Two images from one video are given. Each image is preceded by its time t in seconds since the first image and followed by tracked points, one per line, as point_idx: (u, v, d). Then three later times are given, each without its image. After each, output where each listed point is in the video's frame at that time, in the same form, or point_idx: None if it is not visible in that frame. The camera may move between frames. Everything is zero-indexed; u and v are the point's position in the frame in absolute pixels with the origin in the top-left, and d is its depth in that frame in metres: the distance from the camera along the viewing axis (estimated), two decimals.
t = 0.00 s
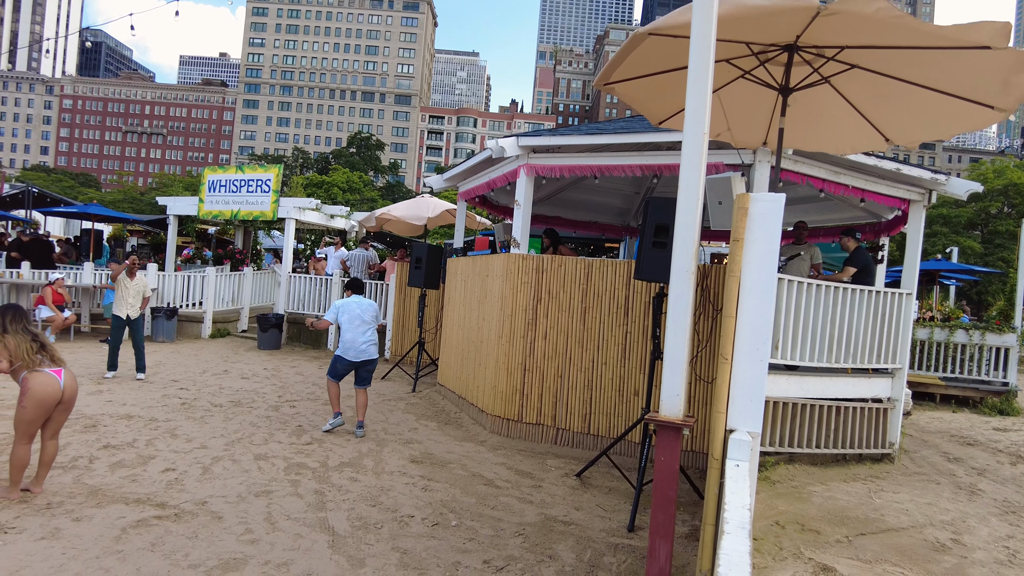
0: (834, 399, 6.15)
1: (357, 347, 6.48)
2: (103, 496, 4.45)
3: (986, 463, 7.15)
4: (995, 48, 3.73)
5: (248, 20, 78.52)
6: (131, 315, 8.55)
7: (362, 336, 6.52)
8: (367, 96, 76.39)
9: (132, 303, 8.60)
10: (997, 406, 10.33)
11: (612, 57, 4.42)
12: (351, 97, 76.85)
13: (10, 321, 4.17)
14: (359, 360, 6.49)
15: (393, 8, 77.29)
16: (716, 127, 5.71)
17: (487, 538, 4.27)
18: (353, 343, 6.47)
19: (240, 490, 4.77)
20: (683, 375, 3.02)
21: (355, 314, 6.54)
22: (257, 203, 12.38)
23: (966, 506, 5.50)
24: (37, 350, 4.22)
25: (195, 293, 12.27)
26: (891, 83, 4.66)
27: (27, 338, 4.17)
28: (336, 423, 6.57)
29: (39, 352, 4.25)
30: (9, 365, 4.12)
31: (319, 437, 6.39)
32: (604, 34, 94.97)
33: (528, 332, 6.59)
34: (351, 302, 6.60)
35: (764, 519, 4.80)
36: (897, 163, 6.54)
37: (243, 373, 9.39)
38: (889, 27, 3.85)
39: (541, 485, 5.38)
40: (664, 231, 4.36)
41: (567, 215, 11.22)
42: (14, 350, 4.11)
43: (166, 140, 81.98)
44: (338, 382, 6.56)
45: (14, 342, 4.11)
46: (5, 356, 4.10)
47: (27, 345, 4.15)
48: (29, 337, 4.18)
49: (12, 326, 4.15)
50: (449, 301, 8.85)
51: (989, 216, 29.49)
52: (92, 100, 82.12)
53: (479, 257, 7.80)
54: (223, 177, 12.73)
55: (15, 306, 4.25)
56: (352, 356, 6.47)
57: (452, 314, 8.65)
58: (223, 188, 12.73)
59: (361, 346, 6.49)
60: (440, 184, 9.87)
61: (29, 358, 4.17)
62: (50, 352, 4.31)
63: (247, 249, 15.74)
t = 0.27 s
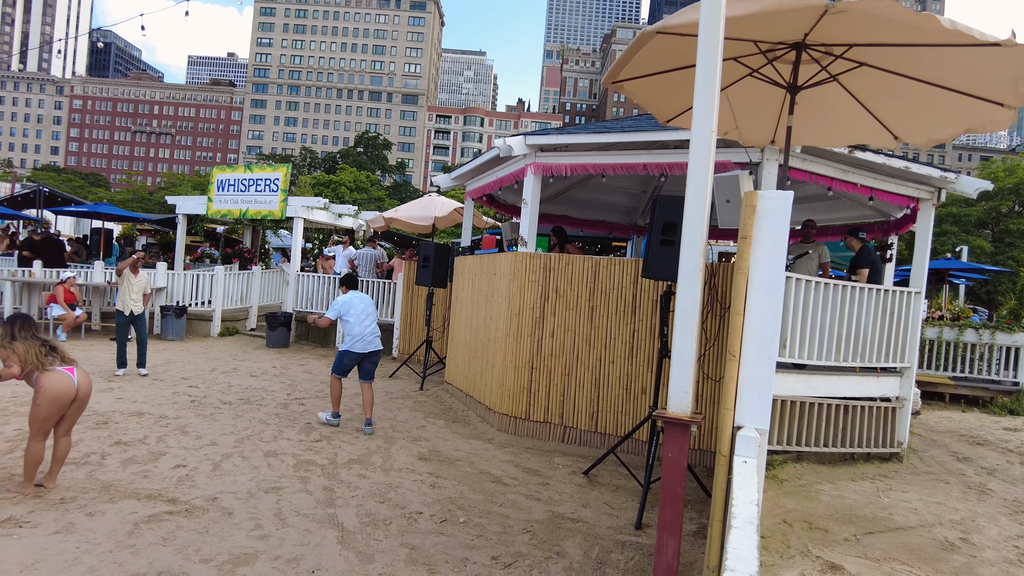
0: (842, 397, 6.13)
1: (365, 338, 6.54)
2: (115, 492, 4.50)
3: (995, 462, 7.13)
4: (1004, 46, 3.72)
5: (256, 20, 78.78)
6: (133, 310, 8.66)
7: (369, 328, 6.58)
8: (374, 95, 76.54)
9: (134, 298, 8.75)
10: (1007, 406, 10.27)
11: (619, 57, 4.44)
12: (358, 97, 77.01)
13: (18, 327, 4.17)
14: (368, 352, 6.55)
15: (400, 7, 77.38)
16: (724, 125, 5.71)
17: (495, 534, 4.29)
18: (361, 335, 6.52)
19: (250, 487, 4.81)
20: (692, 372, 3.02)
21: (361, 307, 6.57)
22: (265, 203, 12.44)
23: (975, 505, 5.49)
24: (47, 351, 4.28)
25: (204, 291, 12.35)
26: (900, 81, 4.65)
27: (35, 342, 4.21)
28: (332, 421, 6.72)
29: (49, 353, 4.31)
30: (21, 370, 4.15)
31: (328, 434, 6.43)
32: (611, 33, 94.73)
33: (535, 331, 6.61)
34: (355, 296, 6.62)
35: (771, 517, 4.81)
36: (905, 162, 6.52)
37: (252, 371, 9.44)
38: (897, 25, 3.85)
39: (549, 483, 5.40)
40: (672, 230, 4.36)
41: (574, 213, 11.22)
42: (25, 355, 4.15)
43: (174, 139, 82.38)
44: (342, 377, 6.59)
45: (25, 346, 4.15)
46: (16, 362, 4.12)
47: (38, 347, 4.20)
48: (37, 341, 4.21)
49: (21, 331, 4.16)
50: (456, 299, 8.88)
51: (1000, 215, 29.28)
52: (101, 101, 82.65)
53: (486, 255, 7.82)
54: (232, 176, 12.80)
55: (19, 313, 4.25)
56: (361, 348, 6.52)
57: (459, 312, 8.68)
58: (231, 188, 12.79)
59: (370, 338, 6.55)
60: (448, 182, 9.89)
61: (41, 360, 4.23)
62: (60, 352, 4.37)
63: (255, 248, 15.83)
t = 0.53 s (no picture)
0: (856, 396, 6.11)
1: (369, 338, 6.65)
2: (135, 485, 4.58)
3: (1013, 463, 7.06)
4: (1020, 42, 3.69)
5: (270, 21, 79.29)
6: (150, 309, 8.76)
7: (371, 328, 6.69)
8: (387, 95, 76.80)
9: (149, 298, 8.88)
10: None
11: (631, 54, 4.45)
12: (371, 97, 77.32)
13: (38, 331, 4.24)
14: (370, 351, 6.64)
15: (412, 7, 77.58)
16: (737, 123, 5.71)
17: (508, 530, 4.32)
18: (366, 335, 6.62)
19: (266, 481, 4.88)
20: (704, 367, 3.03)
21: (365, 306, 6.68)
22: (280, 202, 12.56)
23: (992, 505, 5.45)
24: (69, 351, 4.36)
25: (219, 290, 12.48)
26: (914, 78, 4.64)
27: (56, 344, 4.29)
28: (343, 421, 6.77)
29: (70, 354, 4.39)
30: (45, 372, 4.22)
31: (342, 431, 6.50)
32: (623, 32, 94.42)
33: (548, 329, 6.63)
34: (357, 297, 6.72)
35: (784, 515, 4.81)
36: (920, 159, 6.47)
37: (267, 369, 9.55)
38: (912, 21, 3.83)
39: (561, 480, 5.42)
40: (685, 227, 4.37)
41: (586, 212, 11.24)
42: (48, 356, 4.23)
43: (189, 140, 83.14)
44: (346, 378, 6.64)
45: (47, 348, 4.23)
46: (40, 364, 4.20)
47: (60, 348, 4.29)
48: (58, 342, 4.29)
49: (42, 334, 4.24)
50: (469, 297, 8.92)
51: (1018, 213, 28.89)
52: (117, 102, 83.59)
53: (499, 254, 7.86)
54: (247, 176, 12.92)
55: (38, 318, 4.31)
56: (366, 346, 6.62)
57: (472, 311, 8.72)
58: (247, 187, 12.90)
59: (374, 337, 6.69)
60: (460, 181, 9.92)
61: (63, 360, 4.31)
62: (80, 352, 4.47)
63: (270, 247, 15.97)
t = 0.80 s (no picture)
0: (881, 395, 6.05)
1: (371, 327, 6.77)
2: (165, 478, 4.70)
3: None
4: None
5: (293, 23, 80.21)
6: (178, 307, 8.96)
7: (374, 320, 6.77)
8: (408, 96, 77.22)
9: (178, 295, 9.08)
10: None
11: (651, 51, 4.46)
12: (392, 97, 77.83)
13: (79, 318, 4.44)
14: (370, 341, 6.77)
15: (434, 8, 77.91)
16: (759, 120, 5.68)
17: (530, 525, 4.35)
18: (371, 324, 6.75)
19: (292, 475, 4.97)
20: (725, 362, 3.02)
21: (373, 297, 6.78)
22: (304, 202, 12.72)
23: (1022, 507, 5.36)
24: (104, 341, 4.50)
25: (245, 289, 12.68)
26: (940, 73, 4.58)
27: (93, 331, 4.45)
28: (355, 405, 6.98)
29: (107, 343, 4.53)
30: (81, 358, 4.40)
31: (366, 426, 6.59)
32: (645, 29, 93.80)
33: (569, 326, 6.65)
34: (363, 289, 6.84)
35: (808, 514, 4.78)
36: (948, 155, 6.37)
37: (292, 366, 9.70)
38: (937, 14, 3.79)
39: (582, 477, 5.44)
40: (706, 225, 4.35)
41: (608, 210, 11.24)
42: (84, 344, 4.40)
43: (215, 142, 84.40)
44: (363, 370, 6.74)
45: (85, 334, 4.41)
46: (77, 351, 4.39)
47: (95, 337, 4.44)
48: (94, 331, 4.45)
49: (82, 321, 4.43)
50: (490, 296, 8.97)
51: None
52: (145, 105, 85.16)
53: (520, 252, 7.90)
54: (272, 177, 13.10)
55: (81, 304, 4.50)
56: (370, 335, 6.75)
57: (493, 309, 8.77)
58: (272, 188, 13.09)
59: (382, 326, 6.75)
60: (481, 180, 9.95)
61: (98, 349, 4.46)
62: (116, 344, 4.60)
63: (295, 247, 16.19)
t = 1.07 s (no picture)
0: (922, 395, 5.92)
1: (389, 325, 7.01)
2: (208, 469, 4.87)
3: None
4: None
5: (328, 27, 81.43)
6: (223, 306, 9.25)
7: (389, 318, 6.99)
8: (441, 97, 77.72)
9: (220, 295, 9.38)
10: None
11: (682, 47, 4.46)
12: (425, 98, 78.44)
13: (141, 297, 4.70)
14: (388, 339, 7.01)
15: (466, 9, 78.26)
16: (793, 116, 5.62)
17: (562, 520, 4.37)
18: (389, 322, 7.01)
19: (329, 468, 5.09)
20: (757, 358, 3.02)
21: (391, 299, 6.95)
22: (340, 203, 12.92)
23: None
24: (154, 329, 4.67)
25: (282, 288, 12.94)
26: (982, 64, 4.48)
27: (148, 315, 4.68)
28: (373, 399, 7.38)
29: (155, 332, 4.69)
30: (129, 339, 4.64)
31: (400, 422, 6.70)
32: (679, 26, 92.77)
33: (601, 324, 6.67)
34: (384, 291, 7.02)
35: (844, 514, 4.72)
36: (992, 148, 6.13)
37: (329, 363, 9.90)
38: (978, 4, 3.71)
39: (614, 474, 5.45)
40: (740, 221, 4.32)
41: (640, 208, 11.21)
42: (134, 326, 4.62)
43: (253, 145, 86.16)
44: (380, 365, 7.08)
45: (138, 316, 4.64)
46: (127, 330, 4.62)
47: (145, 323, 4.64)
48: (148, 314, 4.67)
49: (140, 301, 4.67)
50: (522, 294, 9.02)
51: None
52: (186, 109, 87.40)
53: (551, 251, 7.93)
54: (308, 178, 13.37)
55: (147, 283, 4.75)
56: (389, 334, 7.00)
57: (525, 307, 8.82)
58: (308, 189, 13.38)
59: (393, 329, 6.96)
60: (513, 180, 10.00)
61: (145, 335, 4.64)
62: (164, 334, 4.73)
63: (331, 247, 16.47)
